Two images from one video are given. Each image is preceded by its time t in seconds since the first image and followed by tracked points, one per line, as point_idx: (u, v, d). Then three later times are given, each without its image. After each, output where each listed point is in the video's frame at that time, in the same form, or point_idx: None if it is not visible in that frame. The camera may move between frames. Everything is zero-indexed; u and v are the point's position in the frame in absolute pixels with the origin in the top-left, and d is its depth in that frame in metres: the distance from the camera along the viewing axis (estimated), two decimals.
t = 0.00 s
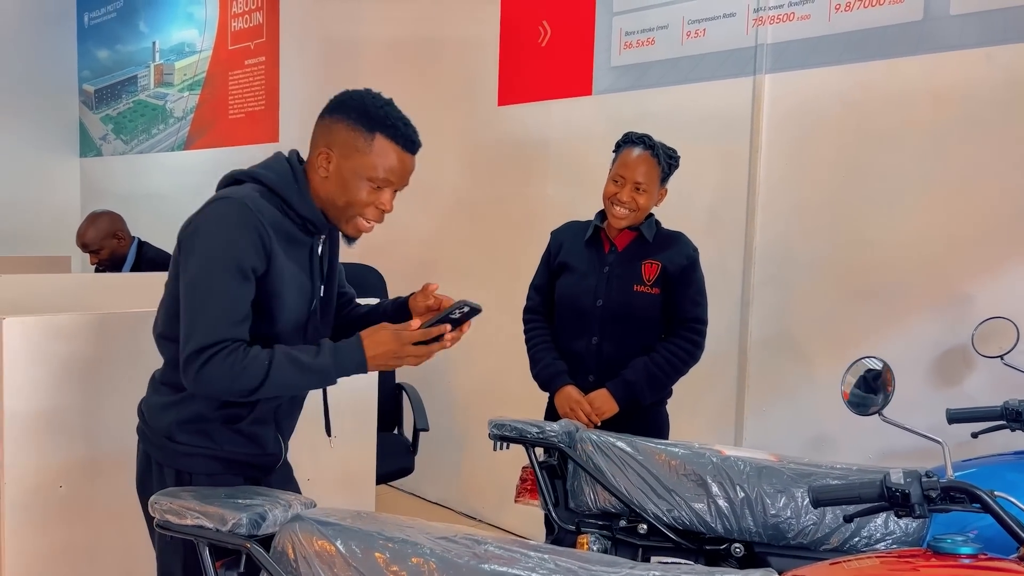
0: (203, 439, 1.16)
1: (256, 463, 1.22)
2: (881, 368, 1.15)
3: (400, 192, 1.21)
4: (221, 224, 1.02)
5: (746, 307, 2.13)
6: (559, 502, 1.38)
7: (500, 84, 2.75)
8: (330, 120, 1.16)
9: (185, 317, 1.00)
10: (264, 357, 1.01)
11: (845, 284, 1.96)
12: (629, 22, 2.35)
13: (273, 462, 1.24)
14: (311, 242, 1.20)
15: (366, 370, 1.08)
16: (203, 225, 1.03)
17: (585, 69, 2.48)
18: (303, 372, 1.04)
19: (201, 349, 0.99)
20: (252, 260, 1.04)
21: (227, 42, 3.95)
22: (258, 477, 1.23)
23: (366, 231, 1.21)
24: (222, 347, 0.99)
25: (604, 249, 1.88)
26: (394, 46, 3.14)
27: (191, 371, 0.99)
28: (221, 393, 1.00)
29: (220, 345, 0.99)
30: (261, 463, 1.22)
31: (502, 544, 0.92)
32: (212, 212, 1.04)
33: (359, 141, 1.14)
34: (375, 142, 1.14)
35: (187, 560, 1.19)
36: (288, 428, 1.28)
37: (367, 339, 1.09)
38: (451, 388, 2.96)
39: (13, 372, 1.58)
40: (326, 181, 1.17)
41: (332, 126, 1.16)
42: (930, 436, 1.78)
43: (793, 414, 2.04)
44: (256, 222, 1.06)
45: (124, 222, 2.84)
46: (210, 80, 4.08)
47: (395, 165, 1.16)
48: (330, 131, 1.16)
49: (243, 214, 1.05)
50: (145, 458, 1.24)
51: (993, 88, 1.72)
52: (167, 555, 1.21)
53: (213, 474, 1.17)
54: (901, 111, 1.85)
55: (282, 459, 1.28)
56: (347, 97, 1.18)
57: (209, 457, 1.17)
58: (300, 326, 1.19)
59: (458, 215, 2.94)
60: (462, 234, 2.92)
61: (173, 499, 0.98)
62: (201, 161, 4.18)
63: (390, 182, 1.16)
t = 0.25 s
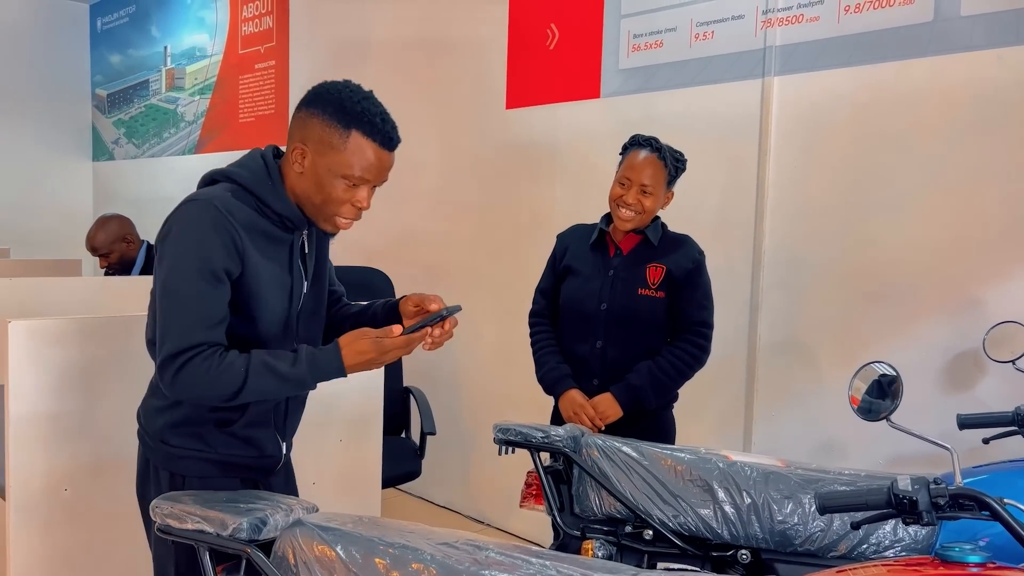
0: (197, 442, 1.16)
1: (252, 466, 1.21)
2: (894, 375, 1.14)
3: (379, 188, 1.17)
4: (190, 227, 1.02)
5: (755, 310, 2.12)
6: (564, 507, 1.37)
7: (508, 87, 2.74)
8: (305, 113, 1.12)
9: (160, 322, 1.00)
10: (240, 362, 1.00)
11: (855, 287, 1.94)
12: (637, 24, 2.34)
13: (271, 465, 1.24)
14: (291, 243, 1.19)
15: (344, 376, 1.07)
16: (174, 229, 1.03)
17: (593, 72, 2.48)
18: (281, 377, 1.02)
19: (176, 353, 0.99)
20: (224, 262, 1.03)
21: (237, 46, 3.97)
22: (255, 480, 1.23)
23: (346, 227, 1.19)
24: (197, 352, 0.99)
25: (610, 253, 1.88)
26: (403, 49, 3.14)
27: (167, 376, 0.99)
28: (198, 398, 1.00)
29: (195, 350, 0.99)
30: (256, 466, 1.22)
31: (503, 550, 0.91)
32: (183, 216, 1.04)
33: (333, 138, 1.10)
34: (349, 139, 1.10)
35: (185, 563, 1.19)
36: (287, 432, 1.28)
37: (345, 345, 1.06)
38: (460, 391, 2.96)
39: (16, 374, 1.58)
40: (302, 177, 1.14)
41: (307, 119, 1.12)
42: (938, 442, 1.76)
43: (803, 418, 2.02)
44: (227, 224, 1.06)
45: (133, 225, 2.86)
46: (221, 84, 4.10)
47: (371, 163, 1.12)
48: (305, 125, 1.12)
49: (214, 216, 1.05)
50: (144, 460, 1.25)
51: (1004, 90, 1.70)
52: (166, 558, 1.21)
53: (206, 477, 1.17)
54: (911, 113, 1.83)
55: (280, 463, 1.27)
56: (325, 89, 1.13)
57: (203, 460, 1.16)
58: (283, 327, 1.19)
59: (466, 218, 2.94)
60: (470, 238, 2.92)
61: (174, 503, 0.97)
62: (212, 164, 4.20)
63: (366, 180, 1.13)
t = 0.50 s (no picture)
0: (187, 440, 1.17)
1: (244, 467, 1.22)
2: (899, 379, 1.12)
3: (372, 190, 1.18)
4: (182, 226, 1.05)
5: (764, 313, 2.10)
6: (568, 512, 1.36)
7: (516, 90, 2.74)
8: (297, 118, 1.14)
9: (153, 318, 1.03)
10: (230, 358, 1.03)
11: (865, 290, 1.92)
12: (646, 27, 2.33)
13: (263, 466, 1.24)
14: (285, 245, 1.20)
15: (331, 374, 1.07)
16: (168, 228, 1.06)
17: (601, 75, 2.47)
18: (270, 374, 1.05)
19: (167, 349, 1.02)
20: (215, 260, 1.06)
21: (247, 50, 3.99)
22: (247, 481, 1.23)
23: (342, 230, 1.20)
24: (188, 347, 1.01)
25: (615, 256, 1.87)
26: (413, 53, 3.15)
27: (159, 370, 1.02)
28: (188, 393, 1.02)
29: (186, 345, 1.02)
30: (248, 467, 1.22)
31: (504, 555, 0.90)
32: (175, 215, 1.07)
33: (324, 141, 1.12)
34: (340, 141, 1.12)
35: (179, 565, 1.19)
36: (282, 433, 1.28)
37: (333, 343, 1.07)
38: (469, 394, 2.95)
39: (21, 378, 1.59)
40: (296, 180, 1.16)
41: (299, 124, 1.14)
42: (948, 448, 1.75)
43: (812, 423, 2.00)
44: (219, 224, 1.08)
45: (142, 229, 2.87)
46: (232, 88, 4.12)
47: (363, 164, 1.14)
48: (297, 129, 1.14)
49: (206, 215, 1.07)
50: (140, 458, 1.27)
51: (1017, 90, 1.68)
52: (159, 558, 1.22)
53: (195, 476, 1.17)
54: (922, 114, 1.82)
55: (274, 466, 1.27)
56: (316, 94, 1.15)
57: (193, 459, 1.17)
58: (278, 326, 1.20)
59: (475, 220, 2.93)
60: (478, 241, 2.92)
61: (176, 508, 0.97)
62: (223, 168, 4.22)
63: (359, 181, 1.14)
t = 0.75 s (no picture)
0: (176, 442, 1.17)
1: (234, 470, 1.22)
2: (909, 386, 1.11)
3: (360, 180, 1.21)
4: (175, 225, 1.06)
5: (775, 318, 2.08)
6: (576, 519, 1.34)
7: (526, 94, 2.73)
8: (282, 114, 1.17)
9: (149, 316, 1.05)
10: (226, 355, 1.05)
11: (877, 295, 1.90)
12: (655, 29, 2.32)
13: (253, 469, 1.24)
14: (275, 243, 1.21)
15: (330, 367, 1.12)
16: (161, 227, 1.07)
17: (610, 77, 2.46)
18: (267, 368, 1.07)
19: (163, 346, 1.03)
20: (209, 258, 1.07)
21: (258, 54, 4.01)
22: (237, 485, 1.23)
23: (333, 223, 1.22)
24: (185, 343, 1.03)
25: (621, 259, 1.85)
26: (423, 56, 3.15)
27: (156, 368, 1.04)
28: (185, 390, 1.04)
29: (183, 342, 1.03)
30: (239, 470, 1.22)
31: (507, 564, 0.89)
32: (167, 213, 1.08)
33: (311, 133, 1.15)
34: (326, 132, 1.15)
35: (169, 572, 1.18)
36: (274, 436, 1.28)
37: (329, 337, 1.12)
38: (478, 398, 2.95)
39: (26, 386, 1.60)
40: (285, 175, 1.18)
41: (284, 119, 1.17)
42: (961, 456, 1.73)
43: (823, 429, 1.98)
44: (212, 222, 1.09)
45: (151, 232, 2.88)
46: (242, 92, 4.14)
47: (350, 153, 1.16)
48: (282, 125, 1.17)
49: (198, 214, 1.09)
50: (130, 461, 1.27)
51: None
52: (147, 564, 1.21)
53: (185, 479, 1.18)
54: (934, 116, 1.79)
55: (266, 468, 1.27)
56: (297, 89, 1.18)
57: (181, 462, 1.17)
58: (271, 324, 1.21)
59: (484, 223, 2.92)
60: (488, 244, 2.91)
61: (178, 514, 0.97)
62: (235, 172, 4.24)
63: (347, 170, 1.17)
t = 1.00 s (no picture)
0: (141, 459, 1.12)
1: (200, 488, 1.16)
2: (935, 399, 1.09)
3: (335, 179, 1.17)
4: (136, 229, 1.02)
5: (789, 322, 2.05)
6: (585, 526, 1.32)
7: (537, 96, 2.72)
8: (252, 112, 1.13)
9: (115, 327, 1.00)
10: (204, 364, 1.01)
11: (893, 298, 1.87)
12: (667, 29, 2.30)
13: (220, 486, 1.18)
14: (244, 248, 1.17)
15: (316, 372, 1.09)
16: (122, 233, 1.02)
17: (622, 79, 2.44)
18: (245, 376, 1.03)
19: (133, 359, 0.99)
20: (175, 264, 1.03)
21: (270, 58, 4.03)
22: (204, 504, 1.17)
23: (307, 225, 1.18)
24: (158, 354, 0.99)
25: (630, 262, 1.83)
26: (435, 59, 3.14)
27: (125, 382, 0.99)
28: (158, 404, 1.00)
29: (155, 352, 0.99)
30: (207, 488, 1.17)
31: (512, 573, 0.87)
32: (130, 218, 1.04)
33: (284, 131, 1.11)
34: (300, 131, 1.11)
35: None
36: (245, 452, 1.23)
37: (312, 342, 1.09)
38: (489, 402, 2.93)
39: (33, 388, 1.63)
40: (256, 175, 1.13)
41: (254, 118, 1.13)
42: (979, 464, 1.69)
43: (838, 435, 1.95)
44: (174, 225, 1.05)
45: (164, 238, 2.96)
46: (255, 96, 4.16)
47: (325, 153, 1.13)
48: (253, 123, 1.13)
49: (161, 218, 1.04)
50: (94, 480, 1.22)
51: None
52: None
53: (147, 498, 1.12)
54: (951, 116, 1.76)
55: (237, 486, 1.22)
56: (271, 84, 1.14)
57: (145, 479, 1.12)
58: (242, 332, 1.17)
59: (495, 226, 2.91)
60: (499, 247, 2.90)
61: (179, 522, 0.95)
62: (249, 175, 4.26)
63: (320, 169, 1.13)
